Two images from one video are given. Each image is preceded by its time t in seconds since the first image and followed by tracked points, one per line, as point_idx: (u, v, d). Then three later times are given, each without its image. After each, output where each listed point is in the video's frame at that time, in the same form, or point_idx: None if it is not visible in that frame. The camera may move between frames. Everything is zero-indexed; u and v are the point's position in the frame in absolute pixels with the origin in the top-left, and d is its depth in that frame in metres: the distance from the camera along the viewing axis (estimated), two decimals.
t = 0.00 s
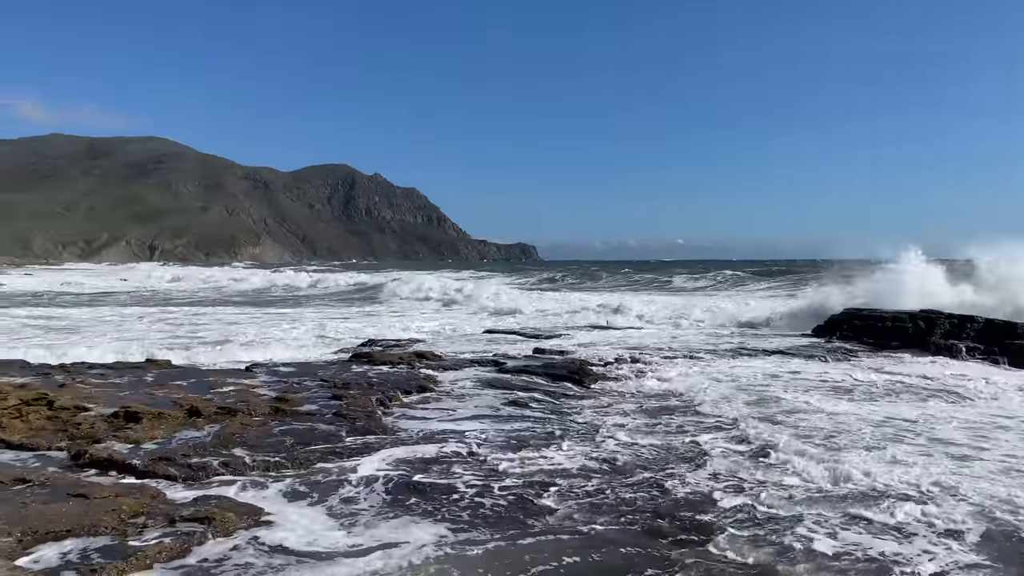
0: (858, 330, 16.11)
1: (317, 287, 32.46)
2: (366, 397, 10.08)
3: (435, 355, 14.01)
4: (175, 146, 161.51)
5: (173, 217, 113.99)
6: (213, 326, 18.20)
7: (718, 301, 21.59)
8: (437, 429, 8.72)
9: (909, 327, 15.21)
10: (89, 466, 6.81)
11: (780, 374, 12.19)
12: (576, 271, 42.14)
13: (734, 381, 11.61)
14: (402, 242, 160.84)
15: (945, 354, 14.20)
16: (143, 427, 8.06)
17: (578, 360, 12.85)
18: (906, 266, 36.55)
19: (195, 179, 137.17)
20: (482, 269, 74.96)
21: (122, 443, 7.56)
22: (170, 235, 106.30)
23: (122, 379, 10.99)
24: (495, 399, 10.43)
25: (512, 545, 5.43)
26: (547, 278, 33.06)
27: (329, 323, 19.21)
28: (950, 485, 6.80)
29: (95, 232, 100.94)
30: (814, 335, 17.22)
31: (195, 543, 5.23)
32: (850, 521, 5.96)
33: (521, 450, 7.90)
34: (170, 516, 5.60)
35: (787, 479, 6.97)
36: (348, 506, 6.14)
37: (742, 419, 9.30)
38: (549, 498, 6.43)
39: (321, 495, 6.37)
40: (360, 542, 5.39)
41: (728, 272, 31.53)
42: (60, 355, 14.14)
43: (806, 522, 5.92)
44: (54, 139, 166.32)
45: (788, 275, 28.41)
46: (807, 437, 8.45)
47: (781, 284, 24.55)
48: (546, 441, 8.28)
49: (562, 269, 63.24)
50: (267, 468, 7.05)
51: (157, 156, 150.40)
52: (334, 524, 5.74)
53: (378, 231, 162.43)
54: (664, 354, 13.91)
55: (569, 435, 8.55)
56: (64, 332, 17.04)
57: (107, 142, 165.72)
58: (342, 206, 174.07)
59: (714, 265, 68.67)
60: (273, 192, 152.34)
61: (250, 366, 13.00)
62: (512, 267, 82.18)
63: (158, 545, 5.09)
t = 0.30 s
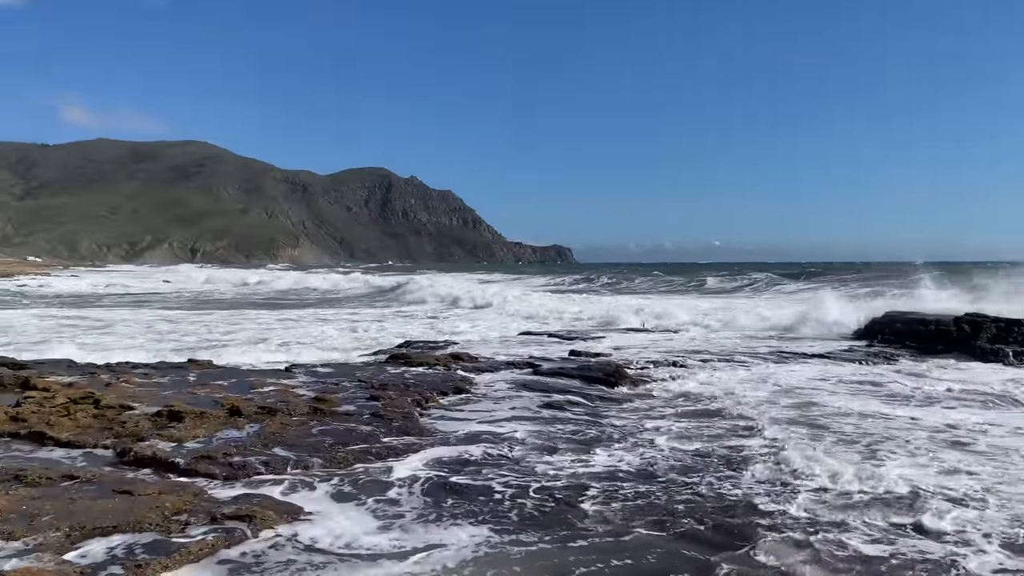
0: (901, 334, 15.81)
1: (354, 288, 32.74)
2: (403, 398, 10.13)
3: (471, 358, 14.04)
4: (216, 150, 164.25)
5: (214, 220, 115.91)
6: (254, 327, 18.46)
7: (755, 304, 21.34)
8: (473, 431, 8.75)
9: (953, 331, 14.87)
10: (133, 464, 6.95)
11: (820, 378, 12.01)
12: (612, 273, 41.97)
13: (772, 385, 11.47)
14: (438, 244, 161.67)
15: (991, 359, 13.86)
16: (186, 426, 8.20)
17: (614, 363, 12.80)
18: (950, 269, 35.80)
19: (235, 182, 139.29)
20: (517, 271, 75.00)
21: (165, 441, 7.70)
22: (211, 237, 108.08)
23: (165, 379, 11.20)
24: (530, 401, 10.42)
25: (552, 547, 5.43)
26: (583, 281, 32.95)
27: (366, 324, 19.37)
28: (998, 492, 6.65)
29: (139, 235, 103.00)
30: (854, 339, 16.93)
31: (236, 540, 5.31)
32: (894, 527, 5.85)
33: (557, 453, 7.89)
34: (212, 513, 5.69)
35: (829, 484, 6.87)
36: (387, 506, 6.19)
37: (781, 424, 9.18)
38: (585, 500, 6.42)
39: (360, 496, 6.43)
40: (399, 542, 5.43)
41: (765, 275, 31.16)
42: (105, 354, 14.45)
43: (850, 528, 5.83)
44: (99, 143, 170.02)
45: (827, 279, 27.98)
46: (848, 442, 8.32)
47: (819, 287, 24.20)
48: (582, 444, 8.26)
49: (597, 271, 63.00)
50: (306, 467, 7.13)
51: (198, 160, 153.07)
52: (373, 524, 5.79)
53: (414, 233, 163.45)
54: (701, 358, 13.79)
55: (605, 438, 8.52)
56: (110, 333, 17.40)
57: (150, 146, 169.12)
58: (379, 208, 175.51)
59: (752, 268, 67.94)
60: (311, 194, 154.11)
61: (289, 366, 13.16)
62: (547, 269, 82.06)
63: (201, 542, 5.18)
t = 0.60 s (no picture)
0: (942, 338, 15.49)
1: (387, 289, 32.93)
2: (436, 400, 10.17)
3: (504, 359, 14.05)
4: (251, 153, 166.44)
5: (251, 222, 117.45)
6: (289, 328, 18.66)
7: (790, 307, 21.08)
8: (506, 433, 8.76)
9: (996, 334, 14.54)
10: (172, 462, 7.05)
11: (857, 382, 11.82)
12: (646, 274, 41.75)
13: (808, 389, 11.31)
14: (471, 246, 162.16)
15: None
16: (223, 425, 8.31)
17: (648, 365, 12.73)
18: (993, 271, 35.03)
19: (270, 185, 140.96)
20: (549, 273, 74.88)
21: (202, 440, 7.81)
22: (247, 239, 109.55)
23: (203, 378, 11.36)
24: (562, 404, 10.40)
25: (588, 549, 5.41)
26: (615, 282, 32.80)
27: (399, 325, 19.48)
28: None
29: (177, 236, 104.68)
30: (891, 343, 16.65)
31: (272, 538, 5.36)
32: (938, 533, 5.73)
33: (589, 455, 7.86)
34: (249, 512, 5.75)
35: (868, 489, 6.76)
36: (421, 508, 6.21)
37: (817, 428, 9.05)
38: (618, 504, 6.39)
39: (393, 496, 6.47)
40: (432, 543, 5.46)
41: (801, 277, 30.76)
42: (144, 354, 14.71)
43: (891, 534, 5.73)
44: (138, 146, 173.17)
45: (865, 281, 27.55)
46: (888, 447, 8.18)
47: (856, 289, 23.81)
48: (616, 447, 8.22)
49: (630, 272, 62.68)
50: (341, 467, 7.19)
51: (235, 163, 155.19)
52: (407, 525, 5.82)
53: (447, 235, 164.12)
54: (736, 361, 13.66)
55: (639, 441, 8.47)
56: (149, 333, 17.70)
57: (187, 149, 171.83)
58: (412, 210, 176.51)
59: (788, 269, 67.16)
60: (345, 196, 155.53)
61: (323, 367, 13.27)
62: (580, 270, 81.86)
63: (238, 540, 5.24)
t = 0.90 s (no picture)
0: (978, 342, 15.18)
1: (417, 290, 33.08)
2: (466, 401, 10.20)
3: (533, 361, 14.05)
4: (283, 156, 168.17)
5: (282, 224, 118.68)
6: (320, 329, 18.83)
7: (823, 309, 20.84)
8: (536, 435, 8.75)
9: None
10: (207, 462, 7.15)
11: (892, 386, 11.66)
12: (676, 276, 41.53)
13: (842, 393, 11.17)
14: (499, 248, 162.35)
15: None
16: (256, 425, 8.41)
17: (678, 368, 12.66)
18: None
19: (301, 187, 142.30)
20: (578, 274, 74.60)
21: (236, 440, 7.90)
22: (279, 240, 110.70)
23: (236, 379, 11.49)
24: (592, 406, 10.37)
25: (620, 553, 5.38)
26: (645, 284, 32.66)
27: (428, 327, 19.56)
28: None
29: (211, 238, 106.04)
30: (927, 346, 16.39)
31: (305, 538, 5.41)
32: (979, 540, 5.62)
33: (619, 459, 7.83)
34: (282, 512, 5.81)
35: (905, 494, 6.65)
36: (451, 509, 6.22)
37: (850, 432, 8.94)
38: (649, 507, 6.36)
39: (424, 497, 6.50)
40: (463, 544, 5.47)
41: (833, 279, 30.36)
42: (179, 354, 14.93)
43: (928, 539, 5.63)
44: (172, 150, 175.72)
45: (899, 283, 27.15)
46: (925, 452, 8.04)
47: (890, 291, 23.47)
48: (646, 450, 8.19)
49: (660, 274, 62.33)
50: (372, 467, 7.23)
51: (266, 165, 156.91)
52: (437, 526, 5.84)
53: (476, 236, 164.49)
54: (767, 364, 13.53)
55: (669, 444, 8.43)
56: (183, 334, 17.96)
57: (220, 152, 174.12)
58: (441, 212, 177.15)
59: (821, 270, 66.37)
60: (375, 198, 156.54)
61: (354, 368, 13.36)
62: (609, 272, 81.59)
63: (271, 539, 5.29)
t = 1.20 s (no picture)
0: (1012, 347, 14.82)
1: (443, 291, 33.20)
2: (492, 402, 10.21)
3: (559, 363, 14.03)
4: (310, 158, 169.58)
5: (309, 225, 119.68)
6: (347, 330, 18.95)
7: (852, 311, 20.62)
8: (562, 437, 8.74)
9: None
10: (236, 460, 7.22)
11: (923, 389, 11.50)
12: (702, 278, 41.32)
13: (871, 396, 11.03)
14: (525, 249, 162.39)
15: None
16: (285, 425, 8.48)
17: (706, 370, 12.58)
18: None
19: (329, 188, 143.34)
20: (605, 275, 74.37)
21: (265, 440, 7.97)
22: (306, 242, 111.65)
23: (265, 379, 11.60)
24: (618, 408, 10.34)
25: (648, 556, 5.36)
26: (672, 285, 32.49)
27: (454, 328, 19.62)
28: None
29: (239, 240, 107.22)
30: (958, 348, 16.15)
31: (333, 537, 5.45)
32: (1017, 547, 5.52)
33: (646, 461, 7.80)
34: (311, 511, 5.86)
35: (938, 499, 6.55)
36: (478, 510, 6.24)
37: (881, 435, 8.83)
38: (675, 510, 6.33)
39: (451, 498, 6.52)
40: (489, 545, 5.49)
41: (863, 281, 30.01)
42: (209, 354, 15.11)
43: (960, 544, 5.55)
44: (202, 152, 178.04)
45: (931, 285, 26.75)
46: (959, 456, 7.91)
47: (922, 294, 23.10)
48: (673, 452, 8.14)
49: (688, 274, 61.90)
50: (399, 467, 7.27)
51: (294, 167, 158.33)
52: (464, 526, 5.86)
53: (501, 237, 164.69)
54: (795, 366, 13.41)
55: (696, 447, 8.38)
56: (213, 334, 18.17)
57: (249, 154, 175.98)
58: (466, 213, 177.58)
59: (851, 271, 65.61)
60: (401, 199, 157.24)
61: (380, 368, 13.43)
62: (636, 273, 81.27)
63: (300, 538, 5.34)
